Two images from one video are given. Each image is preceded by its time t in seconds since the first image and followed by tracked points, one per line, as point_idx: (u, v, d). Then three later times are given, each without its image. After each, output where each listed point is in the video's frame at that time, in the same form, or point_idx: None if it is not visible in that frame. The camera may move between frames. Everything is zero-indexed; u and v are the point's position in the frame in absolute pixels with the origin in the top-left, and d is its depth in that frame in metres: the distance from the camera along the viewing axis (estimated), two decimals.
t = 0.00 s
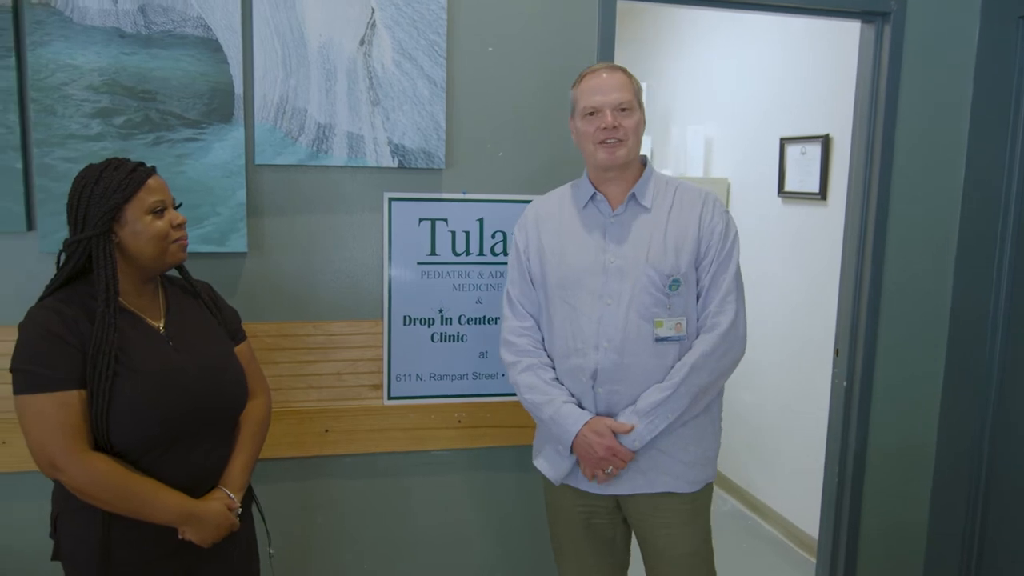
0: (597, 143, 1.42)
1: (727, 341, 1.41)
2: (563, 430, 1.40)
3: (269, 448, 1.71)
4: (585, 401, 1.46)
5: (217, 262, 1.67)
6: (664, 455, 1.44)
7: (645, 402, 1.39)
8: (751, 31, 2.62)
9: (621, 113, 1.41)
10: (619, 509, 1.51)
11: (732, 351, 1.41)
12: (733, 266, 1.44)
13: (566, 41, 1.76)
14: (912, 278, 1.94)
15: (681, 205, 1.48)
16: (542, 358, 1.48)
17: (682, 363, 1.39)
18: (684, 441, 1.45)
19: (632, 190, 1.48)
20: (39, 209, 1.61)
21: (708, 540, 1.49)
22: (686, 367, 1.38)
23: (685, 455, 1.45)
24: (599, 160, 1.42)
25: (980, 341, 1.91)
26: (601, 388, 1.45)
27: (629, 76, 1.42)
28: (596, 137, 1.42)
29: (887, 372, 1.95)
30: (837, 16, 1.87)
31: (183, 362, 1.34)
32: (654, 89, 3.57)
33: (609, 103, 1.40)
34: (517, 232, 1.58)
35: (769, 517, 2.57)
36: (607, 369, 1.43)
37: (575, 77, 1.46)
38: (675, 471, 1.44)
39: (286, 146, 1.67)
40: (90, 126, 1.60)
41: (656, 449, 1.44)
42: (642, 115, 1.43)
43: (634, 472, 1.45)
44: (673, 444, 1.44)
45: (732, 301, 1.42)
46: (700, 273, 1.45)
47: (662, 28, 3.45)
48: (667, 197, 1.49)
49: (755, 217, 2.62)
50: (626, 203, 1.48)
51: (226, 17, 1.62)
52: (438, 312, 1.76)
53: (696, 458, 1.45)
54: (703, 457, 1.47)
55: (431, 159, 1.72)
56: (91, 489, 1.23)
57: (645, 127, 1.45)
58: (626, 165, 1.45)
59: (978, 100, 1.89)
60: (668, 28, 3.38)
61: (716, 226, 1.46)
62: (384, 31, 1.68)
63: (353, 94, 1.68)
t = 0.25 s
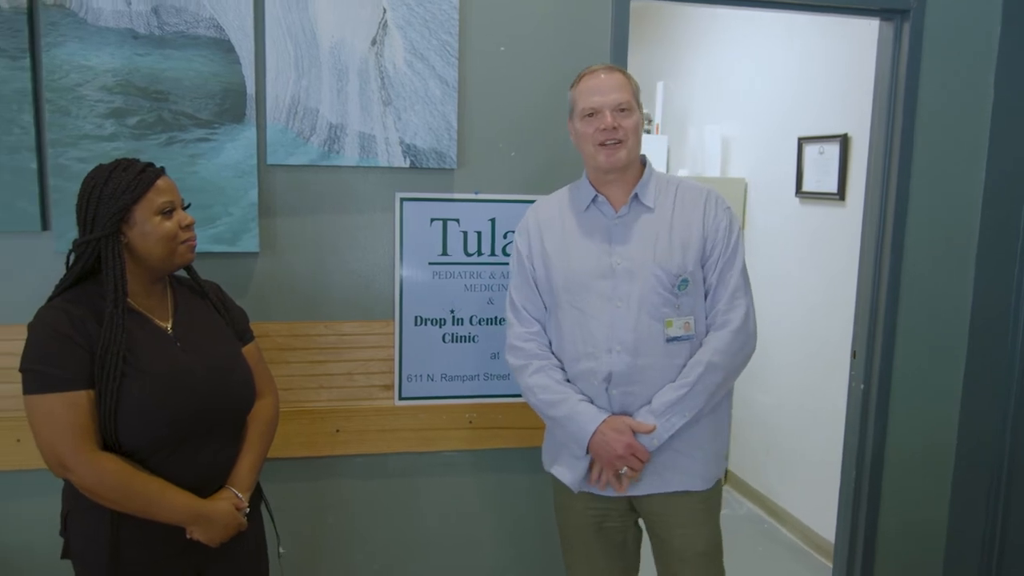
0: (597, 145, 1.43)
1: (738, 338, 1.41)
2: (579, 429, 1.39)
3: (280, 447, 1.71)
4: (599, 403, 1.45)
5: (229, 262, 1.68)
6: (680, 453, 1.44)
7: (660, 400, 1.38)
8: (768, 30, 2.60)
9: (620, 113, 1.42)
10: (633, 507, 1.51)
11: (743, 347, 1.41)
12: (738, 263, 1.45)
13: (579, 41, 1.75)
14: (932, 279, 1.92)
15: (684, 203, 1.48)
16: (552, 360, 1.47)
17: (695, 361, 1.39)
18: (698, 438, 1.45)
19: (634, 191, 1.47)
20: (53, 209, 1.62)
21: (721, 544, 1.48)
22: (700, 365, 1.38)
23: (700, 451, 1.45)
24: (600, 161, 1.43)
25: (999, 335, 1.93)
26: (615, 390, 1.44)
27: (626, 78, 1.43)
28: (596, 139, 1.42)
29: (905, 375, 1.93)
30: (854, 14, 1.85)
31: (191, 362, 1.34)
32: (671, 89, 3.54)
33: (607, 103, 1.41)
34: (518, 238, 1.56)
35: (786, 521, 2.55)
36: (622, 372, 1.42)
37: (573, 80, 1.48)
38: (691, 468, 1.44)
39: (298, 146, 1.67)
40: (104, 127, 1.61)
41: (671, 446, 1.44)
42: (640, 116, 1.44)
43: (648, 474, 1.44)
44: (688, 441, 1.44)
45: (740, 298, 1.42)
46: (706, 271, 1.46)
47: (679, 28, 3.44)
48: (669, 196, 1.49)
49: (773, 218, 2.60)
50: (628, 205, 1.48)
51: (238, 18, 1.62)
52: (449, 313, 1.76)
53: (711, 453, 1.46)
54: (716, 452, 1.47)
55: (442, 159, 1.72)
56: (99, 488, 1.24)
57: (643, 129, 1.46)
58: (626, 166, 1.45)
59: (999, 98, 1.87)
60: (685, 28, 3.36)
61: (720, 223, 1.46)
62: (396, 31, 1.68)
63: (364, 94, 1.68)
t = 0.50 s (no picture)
0: (603, 147, 1.42)
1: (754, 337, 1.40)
2: (597, 432, 1.37)
3: (292, 447, 1.72)
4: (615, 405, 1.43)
5: (242, 262, 1.68)
6: (698, 454, 1.43)
7: (678, 401, 1.37)
8: (786, 29, 2.58)
9: (626, 115, 1.40)
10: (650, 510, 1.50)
11: (758, 346, 1.40)
12: (749, 261, 1.44)
13: (592, 40, 1.74)
14: (953, 281, 1.90)
15: (693, 203, 1.47)
16: (564, 365, 1.46)
17: (712, 362, 1.38)
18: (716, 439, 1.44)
19: (643, 192, 1.46)
20: (68, 209, 1.63)
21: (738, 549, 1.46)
22: (718, 366, 1.37)
23: (718, 451, 1.44)
24: (606, 164, 1.42)
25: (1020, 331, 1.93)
26: (632, 393, 1.43)
27: (632, 78, 1.42)
28: (602, 141, 1.41)
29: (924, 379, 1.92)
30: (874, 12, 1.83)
31: (199, 362, 1.34)
32: (688, 88, 3.52)
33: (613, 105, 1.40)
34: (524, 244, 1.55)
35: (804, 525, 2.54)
36: (639, 377, 1.41)
37: (578, 81, 1.46)
38: (709, 469, 1.43)
39: (310, 146, 1.67)
40: (118, 127, 1.62)
41: (689, 448, 1.43)
42: (646, 117, 1.43)
43: (667, 475, 1.43)
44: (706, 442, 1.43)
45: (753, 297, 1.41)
46: (717, 271, 1.45)
47: (696, 27, 3.41)
48: (678, 196, 1.48)
49: (791, 219, 2.58)
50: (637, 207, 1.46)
51: (251, 19, 1.62)
52: (462, 314, 1.75)
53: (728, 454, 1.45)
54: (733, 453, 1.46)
55: (455, 159, 1.71)
56: (108, 489, 1.24)
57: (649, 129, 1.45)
58: (633, 168, 1.44)
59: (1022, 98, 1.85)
60: (702, 27, 3.34)
61: (730, 223, 1.45)
62: (409, 31, 1.67)
63: (377, 94, 1.68)
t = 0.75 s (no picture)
0: (615, 150, 1.40)
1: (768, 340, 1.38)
2: (608, 440, 1.36)
3: (302, 448, 1.72)
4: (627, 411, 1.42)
5: (253, 263, 1.68)
6: (712, 459, 1.41)
7: (690, 407, 1.36)
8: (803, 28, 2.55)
9: (638, 117, 1.39)
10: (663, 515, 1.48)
11: (772, 349, 1.39)
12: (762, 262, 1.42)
13: (605, 40, 1.72)
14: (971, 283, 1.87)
15: (706, 204, 1.45)
16: (575, 371, 1.44)
17: (726, 366, 1.37)
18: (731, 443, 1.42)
19: (656, 194, 1.45)
20: (80, 210, 1.63)
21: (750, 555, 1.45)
22: (732, 371, 1.35)
23: (733, 456, 1.42)
24: (618, 167, 1.41)
25: None
26: (644, 399, 1.42)
27: (644, 79, 1.40)
28: (614, 144, 1.40)
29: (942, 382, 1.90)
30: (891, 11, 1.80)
31: (205, 363, 1.34)
32: (704, 88, 3.49)
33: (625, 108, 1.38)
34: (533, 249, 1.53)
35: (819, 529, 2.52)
36: (652, 383, 1.40)
37: (588, 82, 1.45)
38: (724, 474, 1.42)
39: (321, 146, 1.67)
40: (130, 128, 1.62)
41: (703, 453, 1.41)
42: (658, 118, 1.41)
43: (681, 481, 1.42)
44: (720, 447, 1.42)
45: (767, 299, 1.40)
46: (731, 273, 1.43)
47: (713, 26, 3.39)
48: (690, 198, 1.46)
49: (807, 220, 2.56)
50: (650, 210, 1.45)
51: (262, 19, 1.62)
52: (472, 315, 1.75)
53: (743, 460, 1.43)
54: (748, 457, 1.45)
55: (465, 160, 1.71)
56: (114, 488, 1.24)
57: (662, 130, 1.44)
58: (646, 170, 1.43)
59: None
60: (719, 25, 3.32)
61: (743, 223, 1.43)
62: (420, 31, 1.67)
63: (388, 94, 1.67)
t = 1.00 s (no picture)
0: (630, 150, 1.39)
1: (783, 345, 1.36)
2: (619, 445, 1.35)
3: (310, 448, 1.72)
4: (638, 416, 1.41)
5: (261, 263, 1.68)
6: (725, 466, 1.40)
7: (703, 413, 1.34)
8: (818, 27, 2.53)
9: (654, 117, 1.38)
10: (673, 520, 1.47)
11: (787, 354, 1.37)
12: (778, 265, 1.40)
13: (614, 39, 1.71)
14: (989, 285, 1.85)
15: (722, 206, 1.43)
16: (585, 374, 1.43)
17: (739, 371, 1.35)
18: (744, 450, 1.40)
19: (670, 195, 1.43)
20: (90, 210, 1.64)
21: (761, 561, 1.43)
22: (744, 377, 1.34)
23: (747, 463, 1.41)
24: (633, 167, 1.40)
25: None
26: (655, 404, 1.40)
27: (661, 78, 1.39)
28: (629, 144, 1.39)
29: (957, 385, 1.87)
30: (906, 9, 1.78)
31: (209, 364, 1.34)
32: (717, 87, 3.47)
33: (641, 108, 1.37)
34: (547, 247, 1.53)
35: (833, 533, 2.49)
36: (663, 387, 1.38)
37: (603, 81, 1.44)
38: (737, 481, 1.40)
39: (329, 146, 1.66)
40: (139, 128, 1.62)
41: (715, 459, 1.39)
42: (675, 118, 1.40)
43: (693, 487, 1.40)
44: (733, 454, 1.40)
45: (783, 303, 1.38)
46: (746, 276, 1.41)
47: (727, 24, 3.37)
48: (706, 199, 1.44)
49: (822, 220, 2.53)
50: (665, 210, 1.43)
51: (270, 19, 1.61)
52: (480, 315, 1.74)
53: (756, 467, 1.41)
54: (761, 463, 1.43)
55: (473, 160, 1.70)
56: (118, 489, 1.24)
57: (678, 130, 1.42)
58: (662, 171, 1.42)
59: None
60: (733, 24, 3.29)
61: (760, 226, 1.41)
62: (428, 31, 1.66)
63: (396, 94, 1.67)
